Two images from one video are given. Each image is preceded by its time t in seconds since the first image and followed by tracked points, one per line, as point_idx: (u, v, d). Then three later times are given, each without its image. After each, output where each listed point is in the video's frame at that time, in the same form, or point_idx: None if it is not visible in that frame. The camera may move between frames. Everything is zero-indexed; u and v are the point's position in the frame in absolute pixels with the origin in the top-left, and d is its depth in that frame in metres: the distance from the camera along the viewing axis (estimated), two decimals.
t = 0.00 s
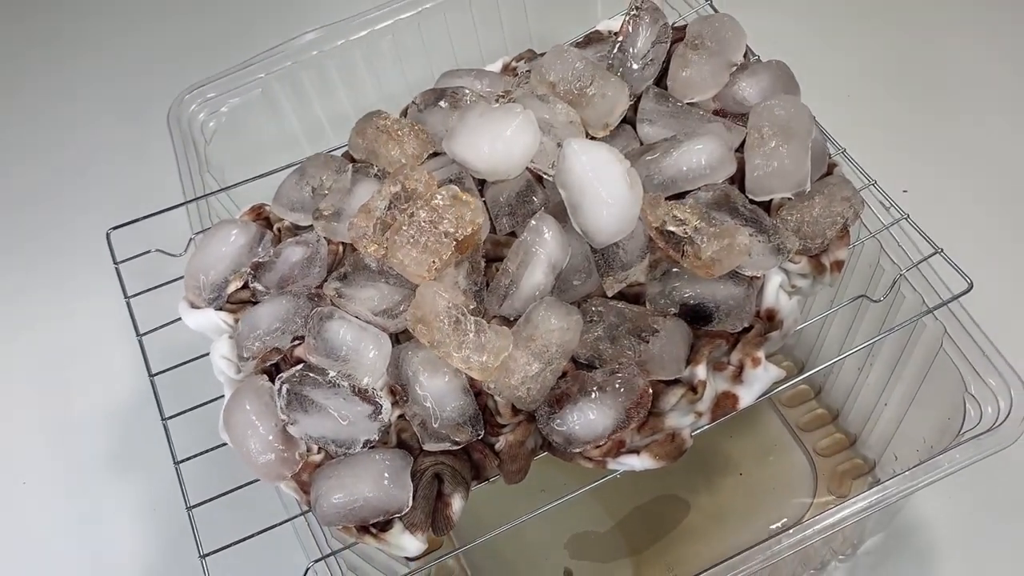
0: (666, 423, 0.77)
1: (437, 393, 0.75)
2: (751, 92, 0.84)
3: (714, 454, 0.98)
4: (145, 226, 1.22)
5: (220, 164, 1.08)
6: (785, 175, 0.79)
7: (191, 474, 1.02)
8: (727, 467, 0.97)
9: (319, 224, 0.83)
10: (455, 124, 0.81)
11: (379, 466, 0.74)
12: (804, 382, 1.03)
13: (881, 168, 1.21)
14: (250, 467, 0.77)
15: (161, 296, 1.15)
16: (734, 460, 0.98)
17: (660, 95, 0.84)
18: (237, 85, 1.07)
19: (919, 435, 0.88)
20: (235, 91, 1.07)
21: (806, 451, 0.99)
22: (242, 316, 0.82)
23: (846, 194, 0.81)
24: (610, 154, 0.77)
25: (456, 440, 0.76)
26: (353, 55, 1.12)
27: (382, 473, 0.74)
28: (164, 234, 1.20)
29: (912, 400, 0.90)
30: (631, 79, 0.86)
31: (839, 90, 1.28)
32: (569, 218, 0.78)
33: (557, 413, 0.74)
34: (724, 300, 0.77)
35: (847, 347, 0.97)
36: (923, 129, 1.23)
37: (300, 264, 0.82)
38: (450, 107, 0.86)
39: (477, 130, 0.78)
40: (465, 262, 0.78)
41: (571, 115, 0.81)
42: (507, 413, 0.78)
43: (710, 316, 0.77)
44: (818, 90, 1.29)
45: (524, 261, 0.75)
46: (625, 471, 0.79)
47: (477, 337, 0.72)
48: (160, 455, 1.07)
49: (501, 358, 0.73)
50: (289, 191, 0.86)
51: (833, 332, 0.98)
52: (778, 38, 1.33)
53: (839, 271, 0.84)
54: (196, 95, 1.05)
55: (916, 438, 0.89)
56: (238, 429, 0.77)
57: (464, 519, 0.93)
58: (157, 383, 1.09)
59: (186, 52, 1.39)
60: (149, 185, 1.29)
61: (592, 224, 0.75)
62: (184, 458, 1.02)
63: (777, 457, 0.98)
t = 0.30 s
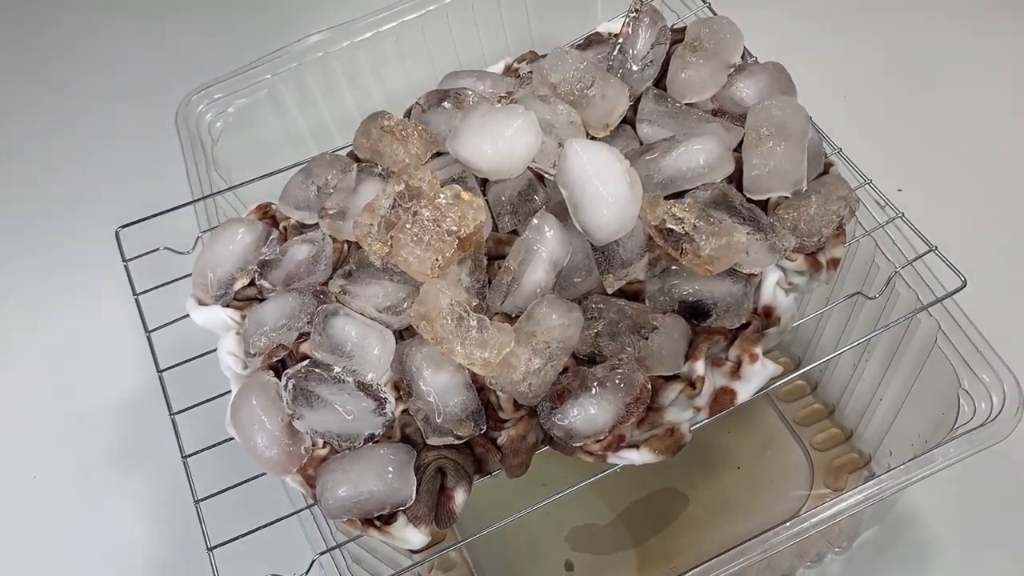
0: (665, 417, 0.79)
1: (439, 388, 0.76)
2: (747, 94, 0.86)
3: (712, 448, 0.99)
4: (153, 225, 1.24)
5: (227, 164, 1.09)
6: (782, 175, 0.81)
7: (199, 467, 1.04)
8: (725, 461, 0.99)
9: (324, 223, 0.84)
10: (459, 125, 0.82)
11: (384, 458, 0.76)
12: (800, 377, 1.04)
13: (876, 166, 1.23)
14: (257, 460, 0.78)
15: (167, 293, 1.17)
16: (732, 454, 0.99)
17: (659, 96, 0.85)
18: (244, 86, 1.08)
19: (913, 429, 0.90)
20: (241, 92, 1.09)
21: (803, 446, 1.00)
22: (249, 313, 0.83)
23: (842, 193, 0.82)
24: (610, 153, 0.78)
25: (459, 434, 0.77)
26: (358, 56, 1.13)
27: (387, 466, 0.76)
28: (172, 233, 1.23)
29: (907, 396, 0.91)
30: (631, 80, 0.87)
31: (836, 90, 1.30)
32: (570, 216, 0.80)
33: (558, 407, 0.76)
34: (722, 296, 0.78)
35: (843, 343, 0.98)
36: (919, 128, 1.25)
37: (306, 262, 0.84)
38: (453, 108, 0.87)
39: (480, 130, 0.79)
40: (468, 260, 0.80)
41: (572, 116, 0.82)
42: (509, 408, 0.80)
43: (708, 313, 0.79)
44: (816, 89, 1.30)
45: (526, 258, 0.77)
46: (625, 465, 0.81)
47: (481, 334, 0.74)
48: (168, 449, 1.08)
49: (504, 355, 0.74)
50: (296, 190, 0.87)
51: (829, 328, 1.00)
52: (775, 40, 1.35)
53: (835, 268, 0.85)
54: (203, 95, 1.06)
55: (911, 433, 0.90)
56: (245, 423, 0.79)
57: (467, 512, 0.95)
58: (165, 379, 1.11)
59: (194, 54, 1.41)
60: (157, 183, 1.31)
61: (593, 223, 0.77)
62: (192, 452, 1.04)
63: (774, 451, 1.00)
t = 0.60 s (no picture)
0: (664, 413, 0.81)
1: (442, 383, 0.77)
2: (745, 95, 0.88)
3: (710, 443, 1.01)
4: (161, 225, 1.26)
5: (234, 163, 1.11)
6: (779, 175, 0.83)
7: (207, 462, 1.06)
8: (723, 455, 1.00)
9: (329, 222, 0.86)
10: (461, 125, 0.84)
11: (388, 452, 0.77)
12: (796, 373, 1.06)
13: (872, 166, 1.24)
14: (263, 454, 0.80)
15: (174, 290, 1.19)
16: (730, 448, 1.01)
17: (658, 96, 0.87)
18: (250, 86, 1.10)
19: (908, 425, 0.92)
20: (248, 93, 1.10)
21: (799, 440, 1.02)
22: (256, 310, 0.85)
23: (837, 192, 0.84)
24: (610, 153, 0.80)
25: (461, 428, 0.79)
26: (361, 58, 1.15)
27: (390, 459, 0.77)
28: (179, 231, 1.24)
29: (901, 391, 0.93)
30: (631, 81, 0.89)
31: (833, 91, 1.32)
32: (571, 215, 0.81)
33: (558, 403, 0.77)
34: (720, 293, 0.80)
35: (838, 340, 1.00)
36: (914, 129, 1.27)
37: (312, 260, 0.86)
38: (456, 109, 0.89)
39: (483, 131, 0.81)
40: (470, 259, 0.81)
41: (573, 116, 0.84)
42: (511, 403, 0.81)
43: (706, 310, 0.80)
44: (813, 91, 1.32)
45: (528, 256, 0.78)
46: (624, 459, 0.82)
47: (484, 331, 0.75)
48: (176, 445, 1.10)
49: (507, 351, 0.76)
50: (301, 189, 0.89)
51: (825, 325, 1.02)
52: (773, 42, 1.37)
53: (831, 266, 0.87)
54: (211, 96, 1.08)
55: (905, 429, 0.92)
56: (251, 418, 0.80)
57: (471, 506, 0.97)
58: (173, 375, 1.13)
59: (201, 57, 1.43)
60: (164, 183, 1.33)
61: (593, 221, 0.78)
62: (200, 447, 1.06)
63: (772, 446, 1.02)
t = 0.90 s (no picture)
0: (663, 408, 0.82)
1: (446, 379, 0.79)
2: (742, 95, 0.90)
3: (708, 438, 1.03)
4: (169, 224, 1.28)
5: (241, 162, 1.13)
6: (776, 174, 0.84)
7: (214, 456, 1.08)
8: (722, 449, 1.02)
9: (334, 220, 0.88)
10: (464, 126, 0.85)
11: (392, 446, 0.79)
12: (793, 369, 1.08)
13: (869, 164, 1.26)
14: (269, 448, 0.81)
15: (182, 288, 1.21)
16: (728, 443, 1.03)
17: (657, 97, 0.88)
18: (257, 87, 1.12)
19: (903, 419, 0.93)
20: (255, 93, 1.12)
21: (796, 435, 1.04)
22: (262, 307, 0.86)
23: (834, 191, 0.86)
24: (610, 153, 0.81)
25: (463, 423, 0.80)
26: (366, 60, 1.16)
27: (394, 453, 0.78)
28: (187, 230, 1.27)
29: (897, 387, 0.95)
30: (631, 82, 0.90)
31: (830, 92, 1.34)
32: (572, 214, 0.83)
33: (560, 398, 0.79)
34: (718, 291, 0.82)
35: (835, 335, 1.01)
36: (910, 128, 1.29)
37: (317, 258, 0.87)
38: (459, 110, 0.91)
39: (486, 131, 0.82)
40: (473, 257, 0.83)
41: (574, 117, 0.85)
42: (513, 398, 0.83)
43: (704, 306, 0.82)
44: (811, 91, 1.34)
45: (529, 254, 0.80)
46: (624, 454, 0.84)
47: (487, 328, 0.77)
48: (184, 440, 1.12)
49: (509, 347, 0.77)
50: (306, 189, 0.91)
51: (821, 321, 1.03)
52: (771, 44, 1.39)
53: (827, 263, 0.89)
54: (218, 97, 1.10)
55: (900, 424, 0.94)
56: (258, 413, 0.82)
57: (474, 500, 0.99)
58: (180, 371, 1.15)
59: (210, 64, 1.47)
60: (172, 184, 1.35)
61: (594, 220, 0.80)
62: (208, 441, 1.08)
63: (769, 440, 1.03)
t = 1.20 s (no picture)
0: (662, 403, 0.83)
1: (450, 373, 0.80)
2: (740, 95, 0.91)
3: (707, 434, 1.04)
4: (176, 223, 1.30)
5: (247, 162, 1.15)
6: (773, 173, 0.86)
7: (220, 451, 1.09)
8: (719, 445, 1.04)
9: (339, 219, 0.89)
10: (467, 126, 0.87)
11: (395, 440, 0.79)
12: (790, 365, 1.09)
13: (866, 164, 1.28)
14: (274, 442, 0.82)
15: (188, 285, 1.23)
16: (726, 438, 1.04)
17: (657, 98, 0.90)
18: (264, 87, 1.13)
19: (898, 415, 0.95)
20: (262, 94, 1.14)
21: (793, 430, 1.05)
22: (268, 304, 0.88)
23: (830, 190, 0.87)
24: (609, 152, 0.83)
25: (466, 418, 0.81)
26: (370, 61, 1.18)
27: (397, 447, 0.79)
28: (194, 228, 1.29)
29: (893, 383, 0.96)
30: (631, 83, 0.92)
31: (828, 93, 1.35)
32: (573, 212, 0.84)
33: (562, 393, 0.80)
34: (717, 288, 0.83)
35: (831, 332, 1.03)
36: (907, 129, 1.30)
37: (322, 256, 0.89)
38: (462, 111, 0.92)
39: (488, 131, 0.84)
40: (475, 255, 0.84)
41: (575, 117, 0.87)
42: (514, 394, 0.84)
43: (702, 303, 0.83)
44: (809, 92, 1.36)
45: (530, 252, 0.81)
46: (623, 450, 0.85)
47: (489, 325, 0.78)
48: (189, 436, 1.14)
49: (511, 343, 0.79)
50: (312, 188, 0.93)
51: (818, 318, 1.05)
52: (770, 45, 1.41)
53: (824, 261, 0.90)
54: (225, 97, 1.12)
55: (895, 419, 0.95)
56: (264, 408, 0.83)
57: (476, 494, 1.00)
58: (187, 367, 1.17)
59: (217, 65, 1.48)
60: (179, 184, 1.37)
61: (593, 218, 0.81)
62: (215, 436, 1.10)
63: (766, 436, 1.05)
